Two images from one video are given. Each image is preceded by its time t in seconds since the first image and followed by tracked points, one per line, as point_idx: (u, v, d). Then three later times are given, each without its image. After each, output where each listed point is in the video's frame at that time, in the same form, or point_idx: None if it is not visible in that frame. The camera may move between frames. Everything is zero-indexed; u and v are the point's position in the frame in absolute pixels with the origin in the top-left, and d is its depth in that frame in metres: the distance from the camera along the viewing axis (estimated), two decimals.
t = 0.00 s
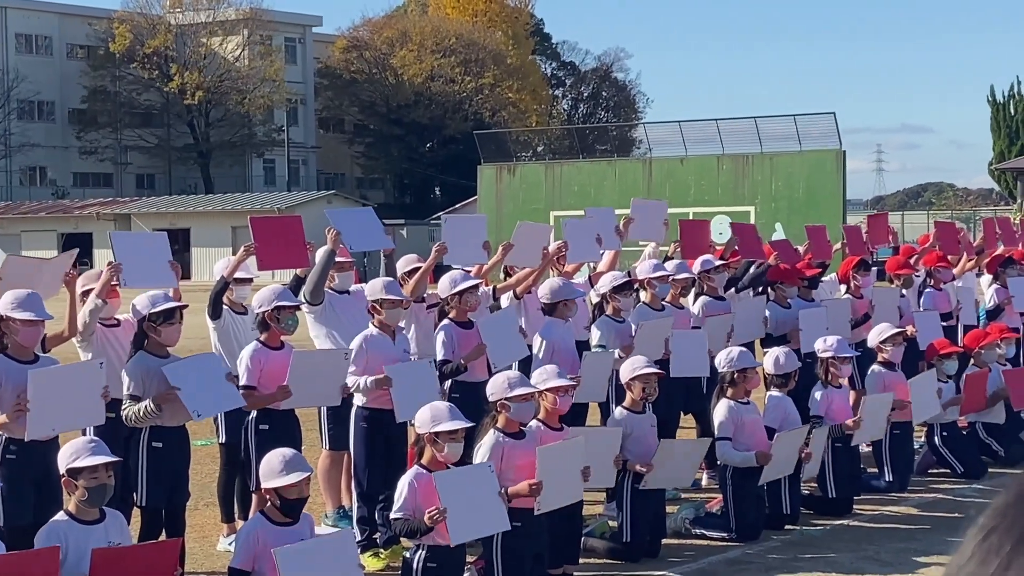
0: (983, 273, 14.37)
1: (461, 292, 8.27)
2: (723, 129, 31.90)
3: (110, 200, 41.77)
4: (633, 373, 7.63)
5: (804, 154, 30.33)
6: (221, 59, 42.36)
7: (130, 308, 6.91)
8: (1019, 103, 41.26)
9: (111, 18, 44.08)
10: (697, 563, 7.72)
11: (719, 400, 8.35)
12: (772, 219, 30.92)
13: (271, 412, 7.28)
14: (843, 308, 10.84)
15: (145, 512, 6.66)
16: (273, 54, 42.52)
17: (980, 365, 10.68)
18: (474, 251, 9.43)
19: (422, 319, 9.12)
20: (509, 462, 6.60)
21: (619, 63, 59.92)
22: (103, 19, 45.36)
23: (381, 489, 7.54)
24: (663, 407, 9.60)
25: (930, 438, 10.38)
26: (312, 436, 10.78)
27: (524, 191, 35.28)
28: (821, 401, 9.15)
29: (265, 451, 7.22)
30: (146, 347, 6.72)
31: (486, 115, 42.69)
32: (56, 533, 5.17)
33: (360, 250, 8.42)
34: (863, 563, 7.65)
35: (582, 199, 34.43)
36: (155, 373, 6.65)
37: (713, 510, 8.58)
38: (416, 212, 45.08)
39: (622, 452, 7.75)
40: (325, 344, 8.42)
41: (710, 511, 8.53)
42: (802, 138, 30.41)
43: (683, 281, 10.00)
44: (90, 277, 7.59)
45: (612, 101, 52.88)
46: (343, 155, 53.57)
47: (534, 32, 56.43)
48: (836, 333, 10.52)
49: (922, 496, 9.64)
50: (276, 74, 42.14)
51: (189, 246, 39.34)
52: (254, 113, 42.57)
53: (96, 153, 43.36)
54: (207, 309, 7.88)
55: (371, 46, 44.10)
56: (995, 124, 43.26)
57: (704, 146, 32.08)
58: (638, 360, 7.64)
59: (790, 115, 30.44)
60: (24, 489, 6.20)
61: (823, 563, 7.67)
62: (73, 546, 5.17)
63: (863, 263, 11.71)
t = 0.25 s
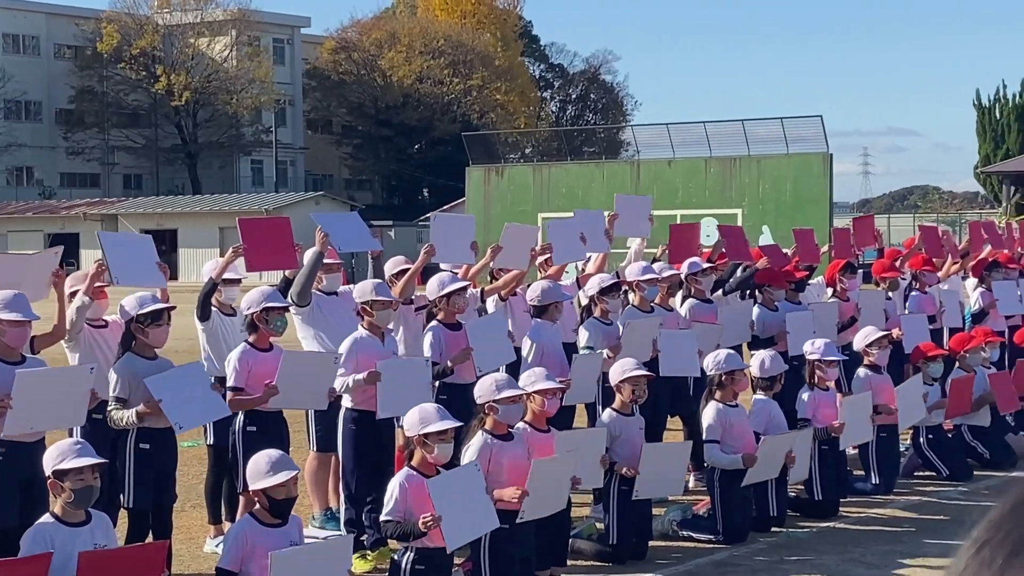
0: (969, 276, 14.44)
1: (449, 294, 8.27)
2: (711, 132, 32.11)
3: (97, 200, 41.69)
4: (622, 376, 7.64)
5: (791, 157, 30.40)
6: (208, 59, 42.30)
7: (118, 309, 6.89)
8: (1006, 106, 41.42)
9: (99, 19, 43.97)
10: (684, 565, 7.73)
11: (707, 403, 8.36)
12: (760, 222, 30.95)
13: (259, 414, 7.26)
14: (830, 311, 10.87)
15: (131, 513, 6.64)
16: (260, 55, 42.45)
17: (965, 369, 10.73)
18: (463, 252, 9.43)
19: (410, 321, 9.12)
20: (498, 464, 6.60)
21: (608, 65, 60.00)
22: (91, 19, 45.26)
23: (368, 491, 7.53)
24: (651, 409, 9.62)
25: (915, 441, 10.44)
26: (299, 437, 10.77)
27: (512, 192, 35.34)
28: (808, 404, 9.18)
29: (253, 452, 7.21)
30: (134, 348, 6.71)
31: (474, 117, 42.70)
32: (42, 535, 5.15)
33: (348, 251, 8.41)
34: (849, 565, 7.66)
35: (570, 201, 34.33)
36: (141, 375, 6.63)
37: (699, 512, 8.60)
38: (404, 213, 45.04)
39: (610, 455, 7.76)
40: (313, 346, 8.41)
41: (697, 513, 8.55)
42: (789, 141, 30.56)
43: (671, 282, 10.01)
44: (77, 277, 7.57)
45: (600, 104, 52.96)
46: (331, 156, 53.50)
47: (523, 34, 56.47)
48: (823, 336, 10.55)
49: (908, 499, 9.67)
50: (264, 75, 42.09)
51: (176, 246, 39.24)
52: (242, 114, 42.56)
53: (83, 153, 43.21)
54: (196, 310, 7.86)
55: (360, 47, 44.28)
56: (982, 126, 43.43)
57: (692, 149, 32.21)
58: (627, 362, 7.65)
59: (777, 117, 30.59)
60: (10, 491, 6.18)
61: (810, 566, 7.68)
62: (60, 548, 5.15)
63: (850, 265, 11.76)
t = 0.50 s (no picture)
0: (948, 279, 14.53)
1: (430, 296, 8.29)
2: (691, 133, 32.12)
3: (76, 200, 41.49)
4: (604, 377, 7.67)
5: (772, 159, 30.53)
6: (188, 59, 42.17)
7: (98, 310, 6.88)
8: (985, 109, 41.68)
9: (78, 18, 43.78)
10: (664, 567, 7.76)
11: (688, 405, 8.39)
12: (741, 224, 31.08)
13: (240, 415, 7.26)
14: (811, 314, 10.92)
15: (110, 514, 6.62)
16: (241, 56, 42.34)
17: (945, 370, 10.78)
18: (445, 254, 9.44)
19: (391, 322, 9.13)
20: (478, 466, 6.61)
21: (589, 66, 60.11)
22: (71, 18, 45.02)
23: (349, 492, 7.51)
24: (632, 410, 9.66)
25: (895, 443, 10.50)
26: (279, 438, 10.76)
27: (493, 194, 35.37)
28: (788, 406, 9.22)
29: (234, 453, 7.20)
30: (112, 349, 6.69)
31: (455, 117, 42.73)
32: (19, 535, 5.13)
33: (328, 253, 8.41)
34: (829, 567, 7.70)
35: (551, 202, 34.39)
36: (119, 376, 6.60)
37: (680, 514, 8.64)
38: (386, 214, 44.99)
39: (590, 457, 7.80)
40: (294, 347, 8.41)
41: (678, 514, 8.59)
42: (770, 143, 30.61)
43: (652, 284, 10.06)
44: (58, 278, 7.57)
45: (581, 105, 53.07)
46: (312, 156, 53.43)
47: (504, 35, 56.50)
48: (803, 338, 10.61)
49: (887, 501, 9.72)
50: (245, 75, 42.01)
51: (155, 247, 39.07)
52: (223, 114, 42.44)
53: (62, 153, 43.02)
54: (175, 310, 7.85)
55: (341, 48, 44.27)
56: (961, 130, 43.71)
57: (673, 151, 32.25)
58: (608, 364, 7.68)
59: (758, 119, 30.66)
60: None
61: (789, 568, 7.72)
62: (36, 550, 5.13)
63: (829, 268, 11.83)
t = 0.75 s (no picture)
0: (925, 280, 14.65)
1: (409, 295, 8.33)
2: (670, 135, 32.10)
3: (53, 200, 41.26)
4: (582, 378, 7.70)
5: (750, 161, 30.65)
6: (166, 59, 41.99)
7: (74, 309, 6.86)
8: (962, 112, 41.94)
9: (55, 17, 43.51)
10: (641, 567, 7.79)
11: (666, 405, 8.43)
12: (719, 225, 31.21)
13: (218, 415, 7.25)
14: (788, 316, 11.00)
15: (86, 514, 6.60)
16: (219, 55, 42.18)
17: (922, 372, 10.85)
18: (425, 254, 9.46)
19: (370, 323, 9.13)
20: (456, 467, 6.63)
21: (568, 67, 60.19)
22: (48, 17, 44.80)
23: (326, 493, 7.52)
24: (611, 411, 9.70)
25: (872, 444, 10.57)
26: (258, 438, 10.74)
27: (472, 194, 35.40)
28: (766, 406, 9.27)
29: (211, 453, 7.19)
30: (88, 348, 6.67)
31: (433, 118, 42.74)
32: None
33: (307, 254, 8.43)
34: (806, 567, 7.75)
35: (530, 203, 34.57)
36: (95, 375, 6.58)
37: (658, 514, 8.68)
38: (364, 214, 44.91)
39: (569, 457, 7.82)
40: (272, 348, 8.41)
41: (655, 515, 8.62)
42: (748, 145, 30.73)
43: (631, 285, 10.10)
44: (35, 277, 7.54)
45: (560, 106, 53.18)
46: (291, 157, 53.30)
47: (483, 35, 56.49)
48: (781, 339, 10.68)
49: (863, 502, 9.79)
50: (223, 75, 41.88)
51: (133, 247, 38.85)
52: (201, 114, 42.32)
53: (38, 153, 42.74)
54: (153, 310, 7.84)
55: (319, 48, 44.22)
56: (937, 132, 44.01)
57: (651, 152, 32.33)
58: (586, 365, 7.71)
59: (736, 121, 30.79)
60: None
61: (766, 568, 7.76)
62: (12, 550, 5.12)
63: (808, 269, 11.90)
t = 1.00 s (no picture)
0: (902, 280, 14.77)
1: (388, 294, 8.36)
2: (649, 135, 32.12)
3: (29, 198, 41.01)
4: (561, 377, 7.73)
5: (729, 161, 30.77)
6: (145, 57, 41.80)
7: (51, 307, 6.85)
8: (939, 113, 42.19)
9: (32, 14, 43.24)
10: (620, 566, 7.83)
11: (645, 405, 8.47)
12: (697, 225, 31.36)
13: (195, 413, 7.25)
14: (767, 315, 11.06)
15: (62, 513, 6.60)
16: (198, 54, 42.03)
17: (899, 371, 10.94)
18: (404, 253, 9.46)
19: (348, 321, 9.14)
20: (435, 465, 6.65)
21: (546, 66, 60.22)
22: (24, 14, 44.42)
23: (304, 492, 7.53)
24: (589, 410, 9.74)
25: (849, 443, 10.66)
26: (236, 437, 10.74)
27: (450, 194, 35.36)
28: (744, 405, 9.34)
29: (188, 452, 7.18)
30: (66, 346, 6.66)
31: (412, 117, 42.74)
32: None
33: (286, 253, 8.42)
34: (784, 566, 7.81)
35: (509, 203, 34.64)
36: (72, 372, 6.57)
37: (636, 512, 8.71)
38: (343, 213, 44.81)
39: (547, 456, 7.86)
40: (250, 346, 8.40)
41: (634, 513, 8.66)
42: (726, 146, 30.83)
43: (610, 285, 10.14)
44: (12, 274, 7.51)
45: (539, 106, 53.28)
46: (269, 155, 53.18)
47: (462, 35, 56.49)
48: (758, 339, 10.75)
49: (840, 501, 9.86)
50: (202, 73, 41.73)
51: (110, 245, 38.61)
52: (179, 112, 42.07)
53: (15, 151, 42.47)
54: (130, 308, 7.82)
55: (297, 46, 44.07)
56: (915, 133, 44.27)
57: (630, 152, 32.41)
58: (565, 364, 7.74)
59: (714, 122, 30.87)
60: None
61: (744, 567, 7.82)
62: None
63: (786, 269, 11.97)
